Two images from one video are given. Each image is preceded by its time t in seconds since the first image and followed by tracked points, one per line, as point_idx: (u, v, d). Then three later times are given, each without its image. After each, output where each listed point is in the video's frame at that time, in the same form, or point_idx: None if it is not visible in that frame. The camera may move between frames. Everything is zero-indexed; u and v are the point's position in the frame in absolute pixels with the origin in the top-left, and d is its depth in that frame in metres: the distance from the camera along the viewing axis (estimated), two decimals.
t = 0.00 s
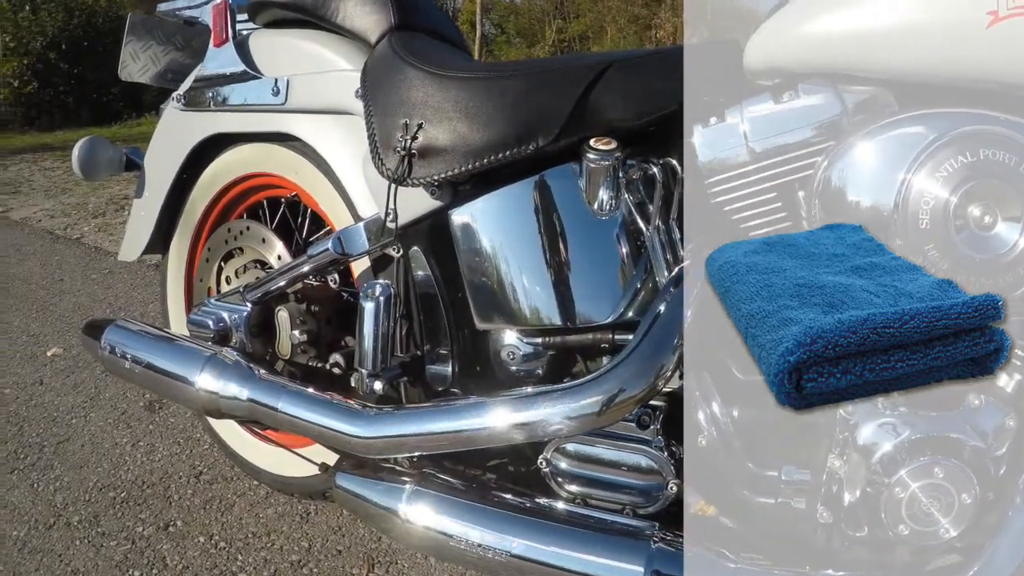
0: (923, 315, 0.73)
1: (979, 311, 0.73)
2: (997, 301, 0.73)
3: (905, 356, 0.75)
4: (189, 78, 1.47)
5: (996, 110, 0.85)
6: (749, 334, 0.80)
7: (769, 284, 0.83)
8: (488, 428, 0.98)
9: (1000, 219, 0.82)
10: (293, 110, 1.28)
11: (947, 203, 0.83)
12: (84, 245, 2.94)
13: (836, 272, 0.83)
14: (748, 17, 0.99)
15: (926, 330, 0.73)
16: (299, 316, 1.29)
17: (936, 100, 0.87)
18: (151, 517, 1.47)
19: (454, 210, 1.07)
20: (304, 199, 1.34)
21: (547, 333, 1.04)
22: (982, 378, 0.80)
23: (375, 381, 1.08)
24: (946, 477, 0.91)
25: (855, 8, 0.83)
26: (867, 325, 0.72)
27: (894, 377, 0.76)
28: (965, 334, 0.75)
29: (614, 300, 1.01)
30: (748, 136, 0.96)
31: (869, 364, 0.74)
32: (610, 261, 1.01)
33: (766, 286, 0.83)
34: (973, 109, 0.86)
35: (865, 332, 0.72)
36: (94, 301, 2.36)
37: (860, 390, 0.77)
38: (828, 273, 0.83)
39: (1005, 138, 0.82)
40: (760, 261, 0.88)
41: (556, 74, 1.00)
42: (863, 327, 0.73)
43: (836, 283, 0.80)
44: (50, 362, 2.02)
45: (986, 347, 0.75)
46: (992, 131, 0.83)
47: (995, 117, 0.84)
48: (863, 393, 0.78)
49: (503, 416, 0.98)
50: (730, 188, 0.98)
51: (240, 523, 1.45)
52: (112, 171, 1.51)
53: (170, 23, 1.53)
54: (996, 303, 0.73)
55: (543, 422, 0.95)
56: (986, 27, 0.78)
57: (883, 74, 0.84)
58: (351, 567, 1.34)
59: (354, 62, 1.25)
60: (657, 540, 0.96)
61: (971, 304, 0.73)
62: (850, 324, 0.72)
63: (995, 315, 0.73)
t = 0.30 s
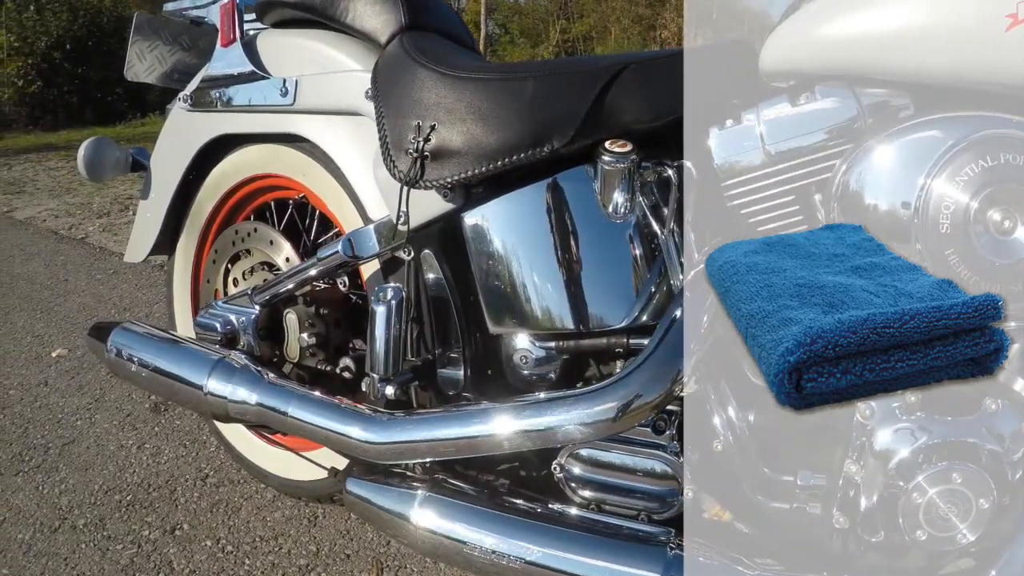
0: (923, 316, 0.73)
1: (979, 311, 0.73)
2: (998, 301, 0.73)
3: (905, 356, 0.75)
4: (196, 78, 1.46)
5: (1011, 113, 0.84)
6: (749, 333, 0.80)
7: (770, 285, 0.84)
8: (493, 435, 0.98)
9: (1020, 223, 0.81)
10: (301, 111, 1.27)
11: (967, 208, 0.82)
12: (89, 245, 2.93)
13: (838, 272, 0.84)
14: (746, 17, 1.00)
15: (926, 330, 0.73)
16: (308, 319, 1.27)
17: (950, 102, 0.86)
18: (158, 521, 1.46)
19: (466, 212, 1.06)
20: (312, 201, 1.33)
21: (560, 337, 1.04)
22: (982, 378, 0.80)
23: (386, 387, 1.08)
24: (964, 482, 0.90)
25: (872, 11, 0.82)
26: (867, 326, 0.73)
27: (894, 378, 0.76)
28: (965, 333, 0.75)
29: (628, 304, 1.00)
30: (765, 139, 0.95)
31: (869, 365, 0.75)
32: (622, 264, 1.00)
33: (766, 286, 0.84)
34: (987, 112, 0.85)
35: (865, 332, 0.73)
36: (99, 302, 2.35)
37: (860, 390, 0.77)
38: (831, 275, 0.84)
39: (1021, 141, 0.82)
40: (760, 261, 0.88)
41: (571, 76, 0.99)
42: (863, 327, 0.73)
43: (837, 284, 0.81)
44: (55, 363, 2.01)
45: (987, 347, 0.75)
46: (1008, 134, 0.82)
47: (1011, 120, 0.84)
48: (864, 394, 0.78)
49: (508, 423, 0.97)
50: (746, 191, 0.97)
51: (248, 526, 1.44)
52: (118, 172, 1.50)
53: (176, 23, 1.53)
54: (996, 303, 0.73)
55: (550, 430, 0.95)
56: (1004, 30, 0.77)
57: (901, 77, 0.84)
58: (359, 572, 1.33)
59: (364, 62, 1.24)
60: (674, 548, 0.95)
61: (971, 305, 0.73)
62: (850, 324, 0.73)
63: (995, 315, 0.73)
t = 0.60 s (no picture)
0: (920, 316, 0.73)
1: (979, 311, 0.73)
2: (997, 301, 0.73)
3: (905, 356, 0.75)
4: (206, 78, 1.45)
5: None
6: (749, 333, 0.80)
7: (770, 287, 0.84)
8: (498, 446, 0.97)
9: None
10: (314, 113, 1.26)
11: (998, 216, 0.79)
12: (95, 245, 2.92)
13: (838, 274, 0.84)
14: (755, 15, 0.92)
15: (924, 330, 0.73)
16: (321, 324, 1.26)
17: (975, 108, 0.82)
18: (167, 526, 1.44)
19: (486, 217, 1.04)
20: (324, 204, 1.31)
21: (580, 344, 1.02)
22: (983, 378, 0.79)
23: (403, 395, 1.05)
24: (990, 490, 0.89)
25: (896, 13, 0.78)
26: (867, 326, 0.73)
27: (895, 379, 0.76)
28: (965, 333, 0.75)
29: (648, 311, 0.99)
30: (789, 145, 0.95)
31: (869, 364, 0.74)
32: (642, 270, 0.99)
33: (766, 286, 0.84)
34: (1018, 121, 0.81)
35: (865, 332, 0.73)
36: (106, 303, 2.34)
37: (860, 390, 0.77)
38: (831, 277, 0.84)
39: None
40: (760, 261, 0.89)
41: (593, 79, 0.97)
42: (863, 327, 0.73)
43: (836, 286, 0.81)
44: (62, 365, 1.99)
45: (986, 347, 0.75)
46: None
47: None
48: (864, 394, 0.77)
49: (514, 434, 0.96)
50: (770, 199, 0.97)
51: (258, 532, 1.43)
52: (127, 174, 1.48)
53: (186, 23, 1.51)
54: (996, 303, 0.73)
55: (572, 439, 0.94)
56: None
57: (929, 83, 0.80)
58: None
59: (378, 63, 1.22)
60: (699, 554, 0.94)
61: (970, 305, 0.73)
62: (849, 324, 0.73)
63: (995, 315, 0.73)
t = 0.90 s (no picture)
0: (921, 316, 0.73)
1: (979, 311, 0.72)
2: (997, 301, 0.73)
3: (905, 356, 0.74)
4: (213, 78, 1.44)
5: None
6: (749, 333, 0.80)
7: (771, 287, 0.83)
8: (503, 452, 0.97)
9: None
10: (324, 113, 1.24)
11: (1019, 220, 0.78)
12: (101, 244, 2.91)
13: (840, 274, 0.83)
14: (756, 16, 0.94)
15: (925, 329, 0.72)
16: (330, 327, 1.25)
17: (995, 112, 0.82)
18: (173, 529, 1.43)
19: (498, 220, 1.03)
20: (333, 205, 1.30)
21: (594, 348, 1.01)
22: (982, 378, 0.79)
23: (415, 400, 1.05)
24: (1008, 496, 0.88)
25: (918, 18, 0.79)
26: (867, 326, 0.72)
27: (895, 379, 0.75)
28: (965, 333, 0.74)
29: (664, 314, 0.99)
30: (805, 147, 0.94)
31: (869, 364, 0.74)
32: (656, 272, 0.99)
33: (766, 286, 0.84)
34: None
35: (865, 332, 0.72)
36: (112, 303, 2.33)
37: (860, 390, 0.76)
38: (833, 277, 0.83)
39: None
40: (759, 261, 0.89)
41: (608, 80, 0.97)
42: (863, 327, 0.72)
43: (836, 287, 0.80)
44: (67, 366, 1.98)
45: (986, 347, 0.75)
46: None
47: None
48: (863, 394, 0.77)
49: (518, 440, 0.96)
50: (792, 200, 0.97)
51: (265, 535, 1.42)
52: (133, 174, 1.48)
53: (193, 23, 1.50)
54: (996, 304, 0.72)
55: (590, 445, 0.93)
56: None
57: (952, 85, 0.80)
58: None
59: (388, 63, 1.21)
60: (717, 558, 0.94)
61: (971, 305, 0.72)
62: (850, 324, 0.72)
63: (995, 315, 0.72)
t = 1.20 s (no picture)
0: (921, 317, 0.72)
1: (979, 312, 0.72)
2: (998, 300, 0.72)
3: (905, 356, 0.74)
4: (219, 78, 1.43)
5: None
6: (749, 333, 0.79)
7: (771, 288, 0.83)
8: (505, 456, 0.96)
9: None
10: (332, 112, 1.24)
11: None
12: (105, 244, 2.90)
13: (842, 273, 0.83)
14: (761, 16, 0.96)
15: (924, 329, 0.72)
16: (338, 328, 1.24)
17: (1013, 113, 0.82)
18: (180, 530, 1.42)
19: (510, 221, 1.02)
20: (341, 206, 1.30)
21: (607, 350, 1.00)
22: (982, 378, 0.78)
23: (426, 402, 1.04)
24: None
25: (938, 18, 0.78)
26: (867, 326, 0.71)
27: (895, 379, 0.75)
28: (965, 333, 0.74)
29: (676, 317, 0.97)
30: (820, 148, 0.92)
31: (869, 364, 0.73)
32: (667, 273, 0.98)
33: (766, 286, 0.83)
34: None
35: (865, 332, 0.72)
36: (116, 302, 2.32)
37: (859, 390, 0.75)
38: (833, 277, 0.82)
39: None
40: (759, 261, 0.88)
41: (622, 80, 0.96)
42: (863, 327, 0.72)
43: (835, 287, 0.80)
44: (71, 366, 1.97)
45: (986, 347, 0.74)
46: None
47: None
48: (862, 394, 0.76)
49: (522, 445, 0.96)
50: (803, 204, 0.95)
51: (272, 537, 1.41)
52: (139, 174, 1.47)
53: (199, 22, 1.49)
54: (996, 304, 0.72)
55: (603, 448, 0.92)
56: None
57: (971, 87, 0.80)
58: None
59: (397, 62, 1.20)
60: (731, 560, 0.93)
61: (971, 305, 0.72)
62: (849, 324, 0.72)
63: (995, 315, 0.72)
